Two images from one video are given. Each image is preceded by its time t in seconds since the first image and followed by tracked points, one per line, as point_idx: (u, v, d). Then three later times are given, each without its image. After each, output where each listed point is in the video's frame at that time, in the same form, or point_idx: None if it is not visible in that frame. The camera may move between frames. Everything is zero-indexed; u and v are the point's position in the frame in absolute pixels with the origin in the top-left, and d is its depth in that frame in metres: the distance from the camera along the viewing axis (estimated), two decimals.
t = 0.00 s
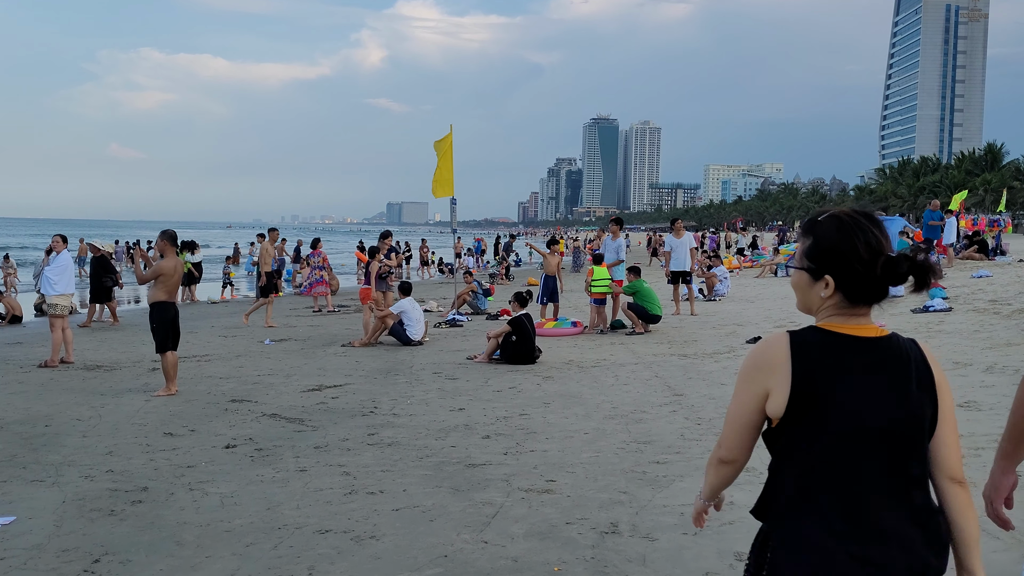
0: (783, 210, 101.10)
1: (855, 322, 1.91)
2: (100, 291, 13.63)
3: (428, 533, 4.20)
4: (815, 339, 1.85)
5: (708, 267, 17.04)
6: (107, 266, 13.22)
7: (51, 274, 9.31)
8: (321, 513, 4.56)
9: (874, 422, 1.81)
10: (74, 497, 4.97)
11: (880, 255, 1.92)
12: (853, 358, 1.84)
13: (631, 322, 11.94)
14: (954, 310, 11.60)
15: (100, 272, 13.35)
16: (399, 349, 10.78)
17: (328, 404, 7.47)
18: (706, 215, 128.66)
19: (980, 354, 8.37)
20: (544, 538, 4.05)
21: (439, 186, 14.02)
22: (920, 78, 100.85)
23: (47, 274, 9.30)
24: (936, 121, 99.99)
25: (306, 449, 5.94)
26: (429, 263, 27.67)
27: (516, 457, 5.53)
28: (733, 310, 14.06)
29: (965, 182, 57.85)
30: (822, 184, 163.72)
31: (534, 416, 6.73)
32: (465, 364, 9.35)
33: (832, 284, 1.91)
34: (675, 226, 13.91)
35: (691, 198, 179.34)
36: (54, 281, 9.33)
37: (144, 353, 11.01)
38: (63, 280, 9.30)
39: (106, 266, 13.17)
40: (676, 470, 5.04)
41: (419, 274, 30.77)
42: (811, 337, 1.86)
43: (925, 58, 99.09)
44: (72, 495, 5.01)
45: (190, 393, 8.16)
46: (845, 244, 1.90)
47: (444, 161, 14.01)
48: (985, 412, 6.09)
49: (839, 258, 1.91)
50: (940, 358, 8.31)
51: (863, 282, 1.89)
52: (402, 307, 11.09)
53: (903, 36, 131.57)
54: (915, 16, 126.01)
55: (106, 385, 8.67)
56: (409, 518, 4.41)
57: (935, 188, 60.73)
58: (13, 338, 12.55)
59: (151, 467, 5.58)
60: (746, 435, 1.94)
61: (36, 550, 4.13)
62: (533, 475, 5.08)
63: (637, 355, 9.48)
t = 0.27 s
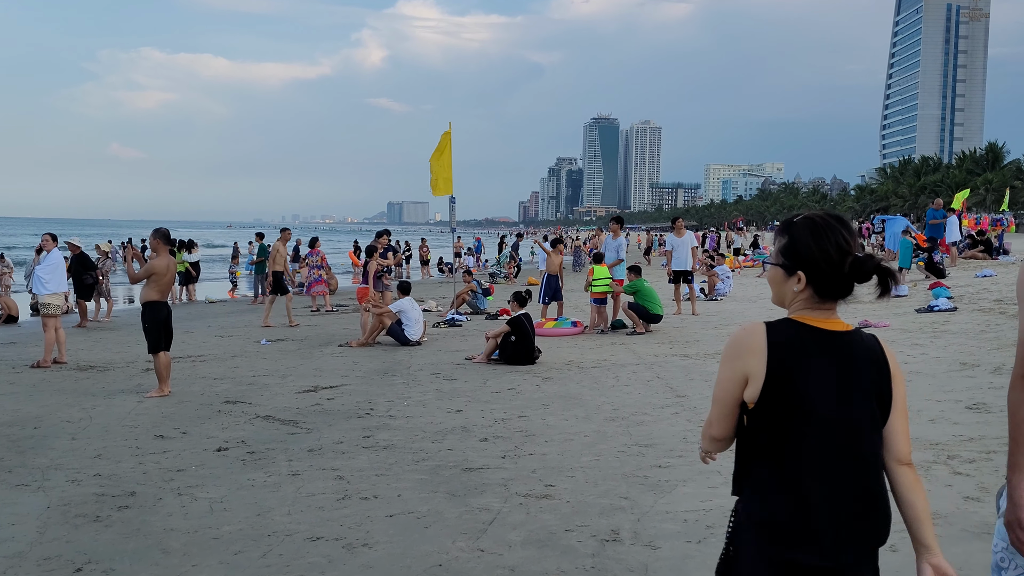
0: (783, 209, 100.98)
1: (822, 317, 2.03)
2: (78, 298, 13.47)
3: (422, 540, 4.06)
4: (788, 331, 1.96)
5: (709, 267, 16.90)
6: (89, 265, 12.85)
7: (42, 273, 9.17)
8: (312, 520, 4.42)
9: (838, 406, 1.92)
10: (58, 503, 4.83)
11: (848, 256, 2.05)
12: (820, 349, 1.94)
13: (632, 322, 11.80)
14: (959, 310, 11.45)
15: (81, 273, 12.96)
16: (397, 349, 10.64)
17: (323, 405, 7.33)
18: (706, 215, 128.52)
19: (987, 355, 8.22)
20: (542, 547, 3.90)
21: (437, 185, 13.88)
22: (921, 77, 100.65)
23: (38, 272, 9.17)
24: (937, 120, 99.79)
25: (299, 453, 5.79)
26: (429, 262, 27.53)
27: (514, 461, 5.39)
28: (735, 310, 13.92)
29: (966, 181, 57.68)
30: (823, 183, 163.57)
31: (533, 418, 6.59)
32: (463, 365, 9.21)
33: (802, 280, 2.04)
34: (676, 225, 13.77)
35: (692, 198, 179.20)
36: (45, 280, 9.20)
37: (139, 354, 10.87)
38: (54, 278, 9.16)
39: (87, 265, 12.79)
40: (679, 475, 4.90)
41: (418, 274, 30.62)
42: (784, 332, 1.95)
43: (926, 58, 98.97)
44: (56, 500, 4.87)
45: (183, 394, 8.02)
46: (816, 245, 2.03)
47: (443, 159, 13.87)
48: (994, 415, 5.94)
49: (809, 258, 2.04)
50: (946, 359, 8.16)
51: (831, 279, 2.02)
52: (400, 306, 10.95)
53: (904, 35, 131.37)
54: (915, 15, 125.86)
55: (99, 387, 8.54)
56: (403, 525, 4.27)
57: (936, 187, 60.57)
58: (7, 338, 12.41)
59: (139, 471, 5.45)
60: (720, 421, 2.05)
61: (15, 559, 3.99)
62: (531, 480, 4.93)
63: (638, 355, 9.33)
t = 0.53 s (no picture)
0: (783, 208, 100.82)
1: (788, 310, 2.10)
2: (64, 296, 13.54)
3: (418, 552, 3.90)
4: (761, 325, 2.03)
5: (711, 266, 16.74)
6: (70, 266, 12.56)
7: (32, 273, 9.02)
8: (303, 530, 4.25)
9: (816, 395, 1.99)
10: (42, 511, 4.67)
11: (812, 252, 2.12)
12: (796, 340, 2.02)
13: (633, 323, 11.63)
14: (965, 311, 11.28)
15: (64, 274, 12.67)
16: (394, 350, 10.48)
17: (319, 409, 7.17)
18: (707, 214, 128.40)
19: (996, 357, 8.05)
20: (543, 559, 3.74)
21: (436, 183, 13.71)
22: (921, 77, 100.47)
23: (27, 273, 9.02)
24: (937, 120, 99.65)
25: (292, 458, 5.63)
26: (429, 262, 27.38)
27: (514, 468, 5.23)
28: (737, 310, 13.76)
29: (967, 181, 57.50)
30: (823, 183, 163.46)
31: (533, 422, 6.43)
32: (462, 367, 9.06)
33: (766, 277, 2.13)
34: (677, 225, 13.61)
35: (691, 197, 179.02)
36: (35, 280, 9.06)
37: (133, 355, 10.71)
38: (43, 278, 9.01)
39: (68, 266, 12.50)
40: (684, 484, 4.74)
41: (418, 274, 30.45)
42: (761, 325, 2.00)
43: (926, 57, 98.81)
44: (40, 508, 4.72)
45: (176, 397, 7.86)
46: (778, 243, 2.12)
47: (442, 158, 13.71)
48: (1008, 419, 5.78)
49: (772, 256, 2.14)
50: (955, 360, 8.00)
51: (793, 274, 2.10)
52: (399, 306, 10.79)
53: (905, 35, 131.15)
54: (916, 15, 125.70)
55: (91, 389, 8.38)
56: (398, 536, 4.11)
57: (937, 187, 60.40)
58: None
59: (128, 478, 5.29)
60: (722, 421, 1.99)
61: None
62: (532, 487, 4.77)
63: (640, 356, 9.17)
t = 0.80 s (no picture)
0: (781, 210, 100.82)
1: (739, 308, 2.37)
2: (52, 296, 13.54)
3: (411, 571, 3.74)
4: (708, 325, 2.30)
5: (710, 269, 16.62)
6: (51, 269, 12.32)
7: (19, 277, 8.87)
8: (293, 547, 4.10)
9: (763, 396, 2.24)
10: (22, 526, 4.51)
11: (759, 259, 2.38)
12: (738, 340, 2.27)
13: (632, 327, 11.49)
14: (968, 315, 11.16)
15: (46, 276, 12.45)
16: (390, 355, 10.32)
17: (312, 416, 7.01)
18: (704, 216, 128.37)
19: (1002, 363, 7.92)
20: None
21: (433, 185, 13.57)
22: (919, 78, 100.55)
23: (14, 277, 8.86)
24: (934, 121, 99.74)
25: (283, 469, 5.48)
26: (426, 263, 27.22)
27: (512, 480, 5.07)
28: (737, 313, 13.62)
29: (965, 182, 57.49)
30: (820, 184, 163.58)
31: (531, 431, 6.29)
32: (459, 372, 8.91)
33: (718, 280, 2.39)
34: (676, 227, 13.47)
35: (689, 199, 179.06)
36: (23, 284, 8.90)
37: (124, 360, 10.55)
38: (32, 282, 8.85)
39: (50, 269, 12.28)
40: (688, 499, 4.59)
41: (415, 275, 30.28)
42: (705, 326, 2.28)
43: (923, 59, 98.89)
44: (20, 523, 4.55)
45: (166, 404, 7.70)
46: (726, 254, 2.38)
47: (438, 159, 13.56)
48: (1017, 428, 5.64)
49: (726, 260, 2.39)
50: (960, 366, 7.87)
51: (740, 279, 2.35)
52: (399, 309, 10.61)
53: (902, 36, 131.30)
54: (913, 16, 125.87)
55: (80, 396, 8.22)
56: (391, 554, 3.95)
57: (935, 189, 60.38)
58: None
59: (113, 490, 5.13)
60: (674, 412, 2.28)
61: None
62: (529, 501, 4.62)
63: (640, 362, 9.03)
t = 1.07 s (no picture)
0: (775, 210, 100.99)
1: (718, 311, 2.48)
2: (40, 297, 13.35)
3: None
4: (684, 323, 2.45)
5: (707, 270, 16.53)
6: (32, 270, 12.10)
7: (8, 277, 8.71)
8: (282, 557, 3.97)
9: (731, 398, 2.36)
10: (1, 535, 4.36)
11: (737, 267, 2.48)
12: (711, 338, 2.38)
13: (629, 328, 11.39)
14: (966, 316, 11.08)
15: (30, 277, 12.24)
16: (384, 357, 10.18)
17: (304, 420, 6.88)
18: (699, 216, 128.45)
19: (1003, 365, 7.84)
20: None
21: (428, 185, 13.45)
22: (912, 79, 100.84)
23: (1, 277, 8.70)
24: (928, 122, 100.03)
25: (274, 475, 5.36)
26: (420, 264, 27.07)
27: (508, 486, 4.95)
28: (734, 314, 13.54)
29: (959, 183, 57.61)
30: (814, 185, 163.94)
31: (528, 434, 6.17)
32: (453, 374, 8.79)
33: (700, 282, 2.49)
34: (673, 227, 13.38)
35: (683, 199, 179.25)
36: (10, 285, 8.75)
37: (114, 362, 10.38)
38: (20, 283, 8.70)
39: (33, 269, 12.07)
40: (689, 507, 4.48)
41: (409, 276, 30.12)
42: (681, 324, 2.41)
43: (916, 61, 99.24)
44: None
45: (156, 407, 7.55)
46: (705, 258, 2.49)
47: (433, 158, 13.43)
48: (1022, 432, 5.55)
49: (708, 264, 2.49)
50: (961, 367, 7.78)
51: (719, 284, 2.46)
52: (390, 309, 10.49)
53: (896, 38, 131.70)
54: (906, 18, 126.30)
55: (68, 398, 8.07)
56: (383, 563, 3.83)
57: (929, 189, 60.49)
58: None
59: (98, 497, 4.99)
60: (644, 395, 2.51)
61: None
62: (526, 508, 4.50)
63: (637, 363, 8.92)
